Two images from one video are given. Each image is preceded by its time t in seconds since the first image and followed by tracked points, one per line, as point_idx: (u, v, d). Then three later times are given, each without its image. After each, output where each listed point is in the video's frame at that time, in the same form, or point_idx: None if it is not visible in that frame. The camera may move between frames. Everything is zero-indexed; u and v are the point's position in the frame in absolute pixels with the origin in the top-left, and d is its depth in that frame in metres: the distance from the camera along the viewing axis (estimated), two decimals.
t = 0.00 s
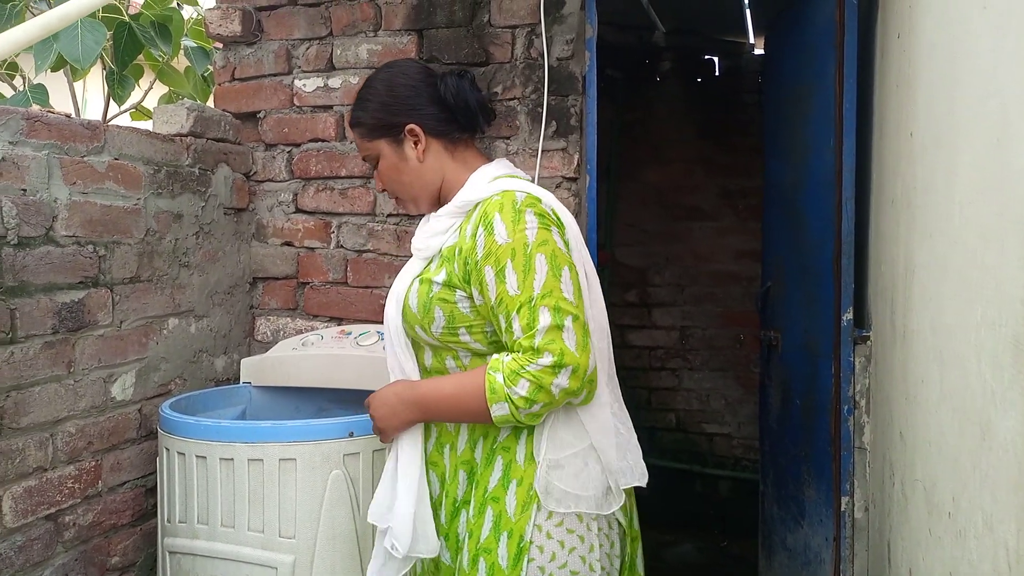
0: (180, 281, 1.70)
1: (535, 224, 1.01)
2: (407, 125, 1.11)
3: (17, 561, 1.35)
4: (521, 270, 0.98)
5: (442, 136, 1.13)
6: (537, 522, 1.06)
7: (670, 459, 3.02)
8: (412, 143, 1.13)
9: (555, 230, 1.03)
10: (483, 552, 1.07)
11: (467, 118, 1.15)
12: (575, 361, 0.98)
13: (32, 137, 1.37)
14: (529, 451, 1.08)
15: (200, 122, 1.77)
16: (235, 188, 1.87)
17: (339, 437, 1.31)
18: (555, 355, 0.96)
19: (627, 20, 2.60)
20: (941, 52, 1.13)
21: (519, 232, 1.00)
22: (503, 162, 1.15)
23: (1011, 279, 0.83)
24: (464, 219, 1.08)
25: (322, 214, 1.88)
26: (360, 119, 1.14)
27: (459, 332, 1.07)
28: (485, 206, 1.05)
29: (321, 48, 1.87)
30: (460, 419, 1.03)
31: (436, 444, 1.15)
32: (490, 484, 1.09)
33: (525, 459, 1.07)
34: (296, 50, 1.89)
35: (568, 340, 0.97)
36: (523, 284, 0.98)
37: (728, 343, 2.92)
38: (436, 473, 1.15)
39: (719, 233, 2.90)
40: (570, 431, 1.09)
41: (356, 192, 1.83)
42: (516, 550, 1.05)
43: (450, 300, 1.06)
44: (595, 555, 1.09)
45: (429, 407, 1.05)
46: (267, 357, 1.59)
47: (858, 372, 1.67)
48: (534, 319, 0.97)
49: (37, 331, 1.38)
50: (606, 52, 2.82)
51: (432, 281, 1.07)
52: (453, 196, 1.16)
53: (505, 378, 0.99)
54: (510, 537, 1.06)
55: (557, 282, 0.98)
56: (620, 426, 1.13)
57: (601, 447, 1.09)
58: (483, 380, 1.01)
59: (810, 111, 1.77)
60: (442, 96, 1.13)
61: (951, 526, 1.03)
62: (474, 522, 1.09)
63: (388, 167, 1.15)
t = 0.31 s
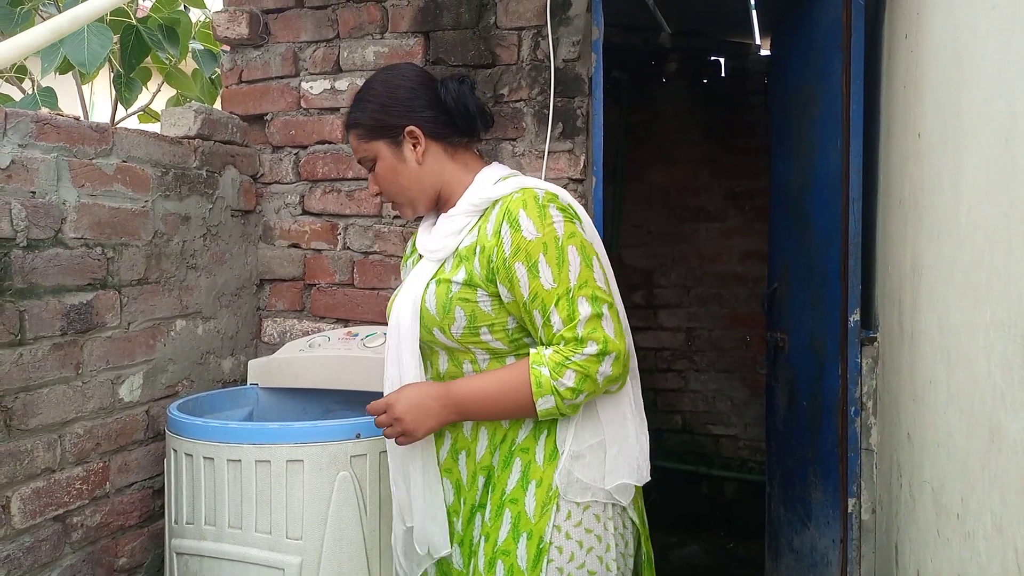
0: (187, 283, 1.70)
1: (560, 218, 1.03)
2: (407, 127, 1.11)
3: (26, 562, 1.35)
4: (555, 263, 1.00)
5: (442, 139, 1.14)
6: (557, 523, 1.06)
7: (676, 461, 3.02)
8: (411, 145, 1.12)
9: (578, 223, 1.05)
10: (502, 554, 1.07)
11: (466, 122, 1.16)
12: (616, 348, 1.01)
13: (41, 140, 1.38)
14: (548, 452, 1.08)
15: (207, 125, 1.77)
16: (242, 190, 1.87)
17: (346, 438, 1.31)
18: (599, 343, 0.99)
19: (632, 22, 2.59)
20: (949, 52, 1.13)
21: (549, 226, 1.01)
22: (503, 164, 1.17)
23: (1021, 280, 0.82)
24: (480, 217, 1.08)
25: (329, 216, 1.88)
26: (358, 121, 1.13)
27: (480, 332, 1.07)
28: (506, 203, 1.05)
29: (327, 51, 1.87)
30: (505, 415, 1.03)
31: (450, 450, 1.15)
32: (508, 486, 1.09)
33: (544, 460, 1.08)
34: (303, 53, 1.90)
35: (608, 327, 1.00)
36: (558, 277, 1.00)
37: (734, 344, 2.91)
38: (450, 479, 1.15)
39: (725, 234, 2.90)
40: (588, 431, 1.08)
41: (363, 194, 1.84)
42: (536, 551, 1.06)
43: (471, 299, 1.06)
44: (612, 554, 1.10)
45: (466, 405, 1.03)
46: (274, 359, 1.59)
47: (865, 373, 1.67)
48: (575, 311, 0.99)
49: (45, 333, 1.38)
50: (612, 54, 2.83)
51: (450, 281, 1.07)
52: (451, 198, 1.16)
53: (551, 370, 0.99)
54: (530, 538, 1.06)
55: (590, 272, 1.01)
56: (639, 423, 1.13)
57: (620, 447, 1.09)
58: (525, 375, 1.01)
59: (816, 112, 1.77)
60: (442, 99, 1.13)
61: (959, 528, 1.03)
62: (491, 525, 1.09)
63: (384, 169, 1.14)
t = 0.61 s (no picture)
0: (190, 287, 1.70)
1: (576, 220, 1.04)
2: (422, 125, 1.11)
3: (26, 567, 1.35)
4: (574, 264, 1.01)
5: (455, 140, 1.14)
6: (564, 529, 1.06)
7: (677, 467, 3.01)
8: (425, 144, 1.12)
9: (591, 225, 1.06)
10: (508, 559, 1.07)
11: (479, 125, 1.16)
12: (633, 348, 1.01)
13: (44, 144, 1.38)
14: (555, 457, 1.08)
15: (210, 129, 1.78)
16: (245, 194, 1.87)
17: (347, 444, 1.31)
18: (618, 342, 1.00)
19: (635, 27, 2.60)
20: (952, 59, 1.12)
21: (566, 227, 1.02)
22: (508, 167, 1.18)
23: None
24: (491, 219, 1.08)
25: (331, 220, 1.88)
26: (371, 119, 1.12)
27: (490, 333, 1.07)
28: (521, 205, 1.05)
29: (330, 55, 1.87)
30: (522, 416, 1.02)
31: (455, 456, 1.14)
32: (515, 492, 1.08)
33: (552, 465, 1.07)
34: (306, 58, 1.90)
35: (625, 327, 1.01)
36: (577, 277, 1.00)
37: (736, 349, 2.91)
38: (455, 485, 1.14)
39: (727, 239, 2.89)
40: (595, 434, 1.08)
41: (365, 199, 1.84)
42: (543, 557, 1.05)
43: (482, 300, 1.06)
44: (616, 559, 1.10)
45: (481, 405, 1.02)
46: (275, 363, 1.59)
47: (868, 380, 1.66)
48: (594, 311, 1.00)
49: (47, 337, 1.38)
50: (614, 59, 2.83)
51: (462, 282, 1.07)
52: (460, 199, 1.16)
53: (571, 369, 0.99)
54: (537, 544, 1.06)
55: (607, 273, 1.03)
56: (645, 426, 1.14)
57: (625, 447, 1.10)
58: (545, 374, 1.00)
59: (818, 118, 1.77)
60: (456, 101, 1.14)
61: (963, 537, 1.02)
62: (498, 531, 1.08)
63: (395, 168, 1.13)
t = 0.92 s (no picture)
0: (194, 293, 1.70)
1: (593, 229, 1.04)
2: (493, 114, 1.19)
3: (30, 573, 1.35)
4: (588, 269, 1.01)
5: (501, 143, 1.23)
6: (571, 536, 1.06)
7: (681, 473, 3.01)
8: (490, 131, 1.19)
9: (605, 235, 1.07)
10: (515, 566, 1.06)
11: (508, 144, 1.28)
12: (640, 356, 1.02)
13: (50, 150, 1.39)
14: (562, 462, 1.08)
15: (215, 135, 1.78)
16: (250, 200, 1.88)
17: (351, 450, 1.31)
18: (628, 346, 1.00)
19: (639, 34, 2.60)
20: (958, 67, 1.12)
21: (583, 234, 1.03)
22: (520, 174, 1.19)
23: None
24: (505, 222, 1.09)
25: (336, 226, 1.89)
26: (453, 83, 1.14)
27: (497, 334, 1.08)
28: (538, 208, 1.06)
29: (335, 62, 1.88)
30: (511, 358, 0.97)
31: (461, 460, 1.13)
32: (521, 498, 1.08)
33: (559, 471, 1.08)
34: (311, 64, 1.91)
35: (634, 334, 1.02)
36: (591, 282, 1.00)
37: (740, 356, 2.90)
38: (459, 490, 1.13)
39: (730, 246, 2.89)
40: (599, 442, 1.10)
41: (369, 205, 1.84)
42: (551, 564, 1.05)
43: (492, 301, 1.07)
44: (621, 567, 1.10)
45: (491, 330, 0.95)
46: (279, 369, 1.59)
47: (873, 388, 1.66)
48: (606, 315, 1.00)
49: (52, 342, 1.38)
50: (618, 65, 2.83)
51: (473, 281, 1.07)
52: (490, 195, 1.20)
53: (585, 341, 0.97)
54: (545, 550, 1.06)
55: (619, 284, 1.03)
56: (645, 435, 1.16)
57: (626, 454, 1.11)
58: (558, 342, 0.97)
59: (823, 124, 1.77)
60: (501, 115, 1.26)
61: (970, 545, 1.02)
62: (503, 537, 1.08)
63: (468, 132, 1.14)
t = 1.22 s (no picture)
0: (191, 311, 1.70)
1: (591, 253, 1.05)
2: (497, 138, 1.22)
3: None
4: (584, 293, 1.01)
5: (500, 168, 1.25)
6: (566, 556, 1.06)
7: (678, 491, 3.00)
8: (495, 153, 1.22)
9: (603, 259, 1.07)
10: None
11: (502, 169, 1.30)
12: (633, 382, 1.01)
13: (48, 169, 1.39)
14: (559, 482, 1.08)
15: (213, 154, 1.79)
16: (247, 219, 1.88)
17: (347, 470, 1.30)
18: (622, 371, 0.99)
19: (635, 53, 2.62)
20: (950, 90, 1.14)
21: (582, 257, 1.03)
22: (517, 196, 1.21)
23: None
24: (504, 244, 1.10)
25: (333, 244, 1.89)
26: (467, 98, 1.15)
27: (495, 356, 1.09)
28: (537, 230, 1.06)
29: (333, 82, 1.89)
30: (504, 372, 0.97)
31: (457, 481, 1.12)
32: (517, 518, 1.08)
33: (555, 492, 1.08)
34: (309, 84, 1.92)
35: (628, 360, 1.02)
36: (587, 306, 1.00)
37: (737, 373, 2.90)
38: (455, 511, 1.12)
39: (727, 263, 2.90)
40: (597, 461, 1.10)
41: (366, 223, 1.85)
42: None
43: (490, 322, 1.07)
44: None
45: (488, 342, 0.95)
46: (275, 388, 1.59)
47: (869, 406, 1.66)
48: (602, 338, 0.99)
49: (48, 362, 1.38)
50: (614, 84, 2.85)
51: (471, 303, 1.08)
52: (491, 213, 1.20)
53: (583, 359, 0.97)
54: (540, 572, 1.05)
55: (614, 309, 1.03)
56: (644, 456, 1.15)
57: (621, 474, 1.10)
58: (556, 357, 0.97)
59: (818, 144, 1.78)
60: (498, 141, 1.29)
61: (966, 567, 1.02)
62: (499, 557, 1.08)
63: (477, 150, 1.15)
